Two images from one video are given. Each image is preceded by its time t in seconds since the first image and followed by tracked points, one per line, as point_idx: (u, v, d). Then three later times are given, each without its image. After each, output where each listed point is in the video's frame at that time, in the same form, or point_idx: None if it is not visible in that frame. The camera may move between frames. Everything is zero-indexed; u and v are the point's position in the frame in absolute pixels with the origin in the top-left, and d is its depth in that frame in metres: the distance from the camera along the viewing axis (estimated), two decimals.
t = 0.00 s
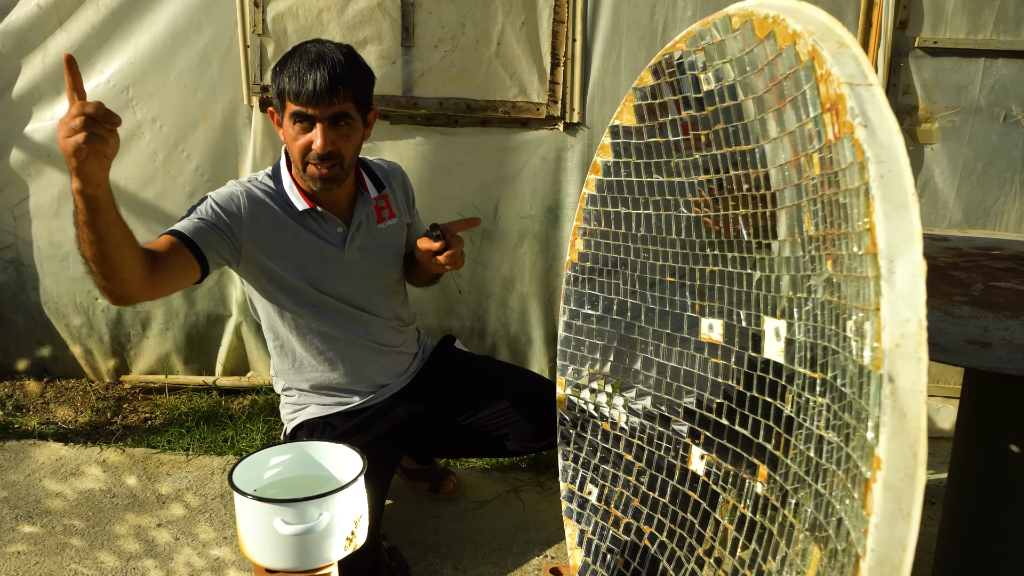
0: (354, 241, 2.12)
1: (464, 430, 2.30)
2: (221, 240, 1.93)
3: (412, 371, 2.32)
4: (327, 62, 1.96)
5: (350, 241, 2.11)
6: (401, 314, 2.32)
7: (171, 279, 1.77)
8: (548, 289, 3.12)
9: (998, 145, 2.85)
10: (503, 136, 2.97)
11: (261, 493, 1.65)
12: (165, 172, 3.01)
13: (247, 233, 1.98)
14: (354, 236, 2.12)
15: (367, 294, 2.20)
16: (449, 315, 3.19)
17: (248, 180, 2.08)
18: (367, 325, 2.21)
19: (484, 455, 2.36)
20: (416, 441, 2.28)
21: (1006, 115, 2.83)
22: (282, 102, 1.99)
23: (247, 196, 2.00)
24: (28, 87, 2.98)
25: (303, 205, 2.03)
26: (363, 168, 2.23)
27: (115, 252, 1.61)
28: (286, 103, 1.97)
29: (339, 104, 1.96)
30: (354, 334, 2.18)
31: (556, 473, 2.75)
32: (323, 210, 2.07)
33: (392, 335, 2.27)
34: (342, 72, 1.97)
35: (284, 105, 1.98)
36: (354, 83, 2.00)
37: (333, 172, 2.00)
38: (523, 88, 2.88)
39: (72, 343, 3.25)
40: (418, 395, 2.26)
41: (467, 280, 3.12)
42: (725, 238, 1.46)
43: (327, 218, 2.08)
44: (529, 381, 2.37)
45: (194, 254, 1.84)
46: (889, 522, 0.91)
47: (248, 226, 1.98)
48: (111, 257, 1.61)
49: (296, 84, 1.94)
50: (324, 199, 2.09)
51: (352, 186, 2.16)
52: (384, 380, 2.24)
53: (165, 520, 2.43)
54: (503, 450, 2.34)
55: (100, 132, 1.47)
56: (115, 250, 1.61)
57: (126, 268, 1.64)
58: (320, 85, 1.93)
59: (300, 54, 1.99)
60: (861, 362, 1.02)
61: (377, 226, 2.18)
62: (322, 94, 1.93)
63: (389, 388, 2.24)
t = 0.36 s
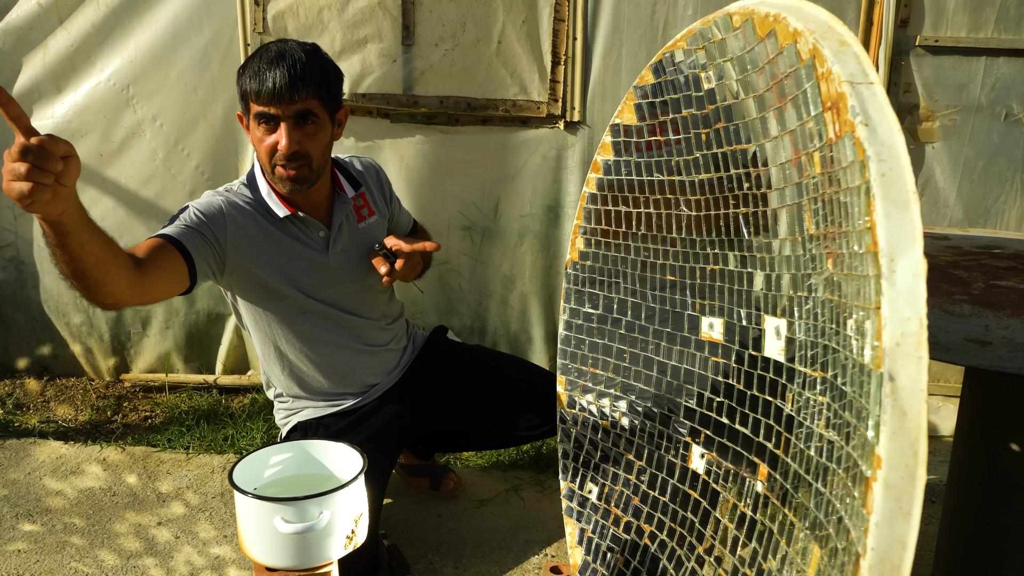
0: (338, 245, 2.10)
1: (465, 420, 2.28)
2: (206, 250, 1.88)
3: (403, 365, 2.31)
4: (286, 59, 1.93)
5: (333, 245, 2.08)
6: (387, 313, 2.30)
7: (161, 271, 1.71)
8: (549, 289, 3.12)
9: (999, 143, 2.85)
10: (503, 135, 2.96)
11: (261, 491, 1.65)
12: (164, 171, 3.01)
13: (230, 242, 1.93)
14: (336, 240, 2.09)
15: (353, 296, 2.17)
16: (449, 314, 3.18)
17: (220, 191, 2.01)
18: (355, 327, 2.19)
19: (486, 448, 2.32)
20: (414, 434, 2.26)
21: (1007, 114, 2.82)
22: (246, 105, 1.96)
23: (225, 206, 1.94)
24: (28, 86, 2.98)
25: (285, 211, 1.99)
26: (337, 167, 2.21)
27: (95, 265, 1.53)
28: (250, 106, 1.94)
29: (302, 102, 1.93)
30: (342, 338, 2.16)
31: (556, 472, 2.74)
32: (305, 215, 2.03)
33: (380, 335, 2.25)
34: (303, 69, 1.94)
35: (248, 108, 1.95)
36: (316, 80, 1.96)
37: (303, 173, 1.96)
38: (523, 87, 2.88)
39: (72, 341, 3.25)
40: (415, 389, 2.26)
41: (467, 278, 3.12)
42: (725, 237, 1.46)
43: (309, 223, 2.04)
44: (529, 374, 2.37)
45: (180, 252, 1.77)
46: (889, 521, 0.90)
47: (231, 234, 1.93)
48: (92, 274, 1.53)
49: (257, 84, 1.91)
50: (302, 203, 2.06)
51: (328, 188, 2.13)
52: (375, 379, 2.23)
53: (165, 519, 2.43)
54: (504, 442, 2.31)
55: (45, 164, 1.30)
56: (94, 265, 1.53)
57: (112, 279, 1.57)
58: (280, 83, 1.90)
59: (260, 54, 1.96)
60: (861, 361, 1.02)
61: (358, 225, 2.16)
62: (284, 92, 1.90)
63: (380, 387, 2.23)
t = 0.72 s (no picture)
0: (332, 244, 2.09)
1: (460, 417, 2.31)
2: (192, 245, 1.86)
3: (397, 364, 2.29)
4: (294, 62, 1.92)
5: (327, 245, 2.07)
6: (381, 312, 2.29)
7: (124, 248, 1.68)
8: (549, 288, 3.12)
9: (999, 143, 2.85)
10: (503, 134, 2.96)
11: (261, 490, 1.65)
12: (165, 170, 3.01)
13: (218, 237, 1.91)
14: (329, 240, 2.08)
15: (346, 295, 2.16)
16: (449, 313, 3.19)
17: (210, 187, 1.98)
18: (348, 327, 2.18)
19: (483, 440, 2.36)
20: (410, 433, 2.28)
21: (1007, 113, 2.82)
22: (249, 106, 1.92)
23: (215, 202, 1.92)
24: (28, 85, 2.97)
25: (275, 212, 1.97)
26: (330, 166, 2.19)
27: (31, 236, 1.50)
28: (256, 108, 1.91)
29: (312, 105, 1.93)
30: (336, 337, 2.15)
31: (556, 471, 2.74)
32: (297, 216, 2.01)
33: (373, 334, 2.24)
34: (311, 71, 1.94)
35: (251, 109, 1.92)
36: (322, 83, 1.97)
37: (309, 176, 1.96)
38: (523, 86, 2.88)
39: (72, 340, 3.25)
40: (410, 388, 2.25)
41: (467, 277, 3.13)
42: (726, 237, 1.46)
43: (301, 224, 2.03)
44: (526, 365, 2.37)
45: (152, 233, 1.75)
46: (889, 520, 0.91)
47: (219, 229, 1.91)
48: (34, 245, 1.50)
49: (265, 86, 1.89)
50: (294, 205, 2.04)
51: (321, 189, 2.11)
52: (370, 378, 2.22)
53: (165, 518, 2.43)
54: (501, 432, 2.35)
55: None
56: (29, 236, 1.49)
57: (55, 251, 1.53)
58: (291, 85, 1.89)
59: (264, 55, 1.94)
60: (862, 360, 1.02)
61: (351, 224, 2.15)
62: (294, 96, 1.89)
63: (375, 387, 2.22)
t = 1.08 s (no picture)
0: (336, 239, 2.09)
1: (458, 418, 2.31)
2: (196, 243, 1.86)
3: (397, 365, 2.28)
4: (323, 68, 1.90)
5: (331, 239, 2.07)
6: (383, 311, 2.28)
7: (129, 247, 1.68)
8: (548, 287, 3.12)
9: (999, 142, 2.85)
10: (503, 132, 2.96)
11: (261, 489, 1.65)
12: (165, 168, 3.01)
13: (221, 235, 1.91)
14: (334, 234, 2.08)
15: (350, 293, 2.16)
16: (448, 312, 3.19)
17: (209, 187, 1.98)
18: (352, 325, 2.17)
19: (480, 441, 2.36)
20: (409, 433, 2.28)
21: (1007, 112, 2.82)
22: (275, 109, 1.89)
23: (219, 199, 1.92)
24: (28, 83, 2.97)
25: (279, 207, 1.97)
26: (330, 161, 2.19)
27: (43, 222, 1.49)
28: (283, 111, 1.88)
29: (338, 111, 1.93)
30: (339, 335, 2.15)
31: (556, 470, 2.75)
32: (301, 210, 2.01)
33: (376, 333, 2.24)
34: (338, 77, 1.93)
35: (277, 112, 1.89)
36: (346, 89, 1.96)
37: (325, 180, 1.96)
38: (523, 84, 2.88)
39: (72, 339, 3.25)
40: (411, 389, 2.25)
41: (467, 276, 3.13)
42: (725, 236, 1.46)
43: (305, 219, 2.03)
44: (526, 367, 2.37)
45: (156, 232, 1.75)
46: (889, 520, 0.90)
47: (223, 227, 1.91)
48: (43, 235, 1.50)
49: (297, 92, 1.86)
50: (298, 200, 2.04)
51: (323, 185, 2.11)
52: (372, 378, 2.22)
53: (164, 516, 2.43)
54: (498, 434, 2.35)
55: None
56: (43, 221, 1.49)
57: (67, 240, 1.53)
58: (320, 93, 1.87)
59: (292, 58, 1.90)
60: (862, 359, 1.02)
61: (354, 218, 2.16)
62: (324, 104, 1.88)
63: (377, 386, 2.21)
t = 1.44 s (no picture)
0: (341, 235, 2.09)
1: (456, 415, 2.31)
2: (202, 234, 1.85)
3: (398, 362, 2.29)
4: (308, 53, 1.90)
5: (337, 235, 2.07)
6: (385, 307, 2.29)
7: (132, 234, 1.66)
8: (548, 282, 3.12)
9: (999, 138, 2.85)
10: (503, 128, 2.96)
11: (260, 484, 1.66)
12: (164, 163, 3.00)
13: (228, 227, 1.90)
14: (340, 230, 2.08)
15: (354, 288, 2.16)
16: (448, 307, 3.19)
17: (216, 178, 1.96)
18: (355, 320, 2.17)
19: (475, 437, 2.38)
20: (408, 430, 2.29)
21: (1008, 108, 2.82)
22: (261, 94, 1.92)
23: (226, 191, 1.91)
24: (28, 78, 2.96)
25: (286, 200, 1.96)
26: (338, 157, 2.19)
27: (44, 212, 1.47)
28: (265, 95, 1.90)
29: (319, 95, 1.90)
30: (343, 330, 2.15)
31: (556, 465, 2.75)
32: (308, 205, 2.01)
33: (378, 329, 2.24)
34: (323, 62, 1.91)
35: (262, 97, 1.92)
36: (335, 76, 1.93)
37: (307, 167, 1.93)
38: (523, 80, 2.88)
39: (71, 334, 3.25)
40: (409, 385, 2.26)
41: (467, 272, 3.12)
42: (725, 232, 1.46)
43: (312, 213, 2.03)
44: (525, 364, 2.38)
45: (162, 222, 1.74)
46: (887, 515, 0.91)
47: (230, 219, 1.90)
48: (46, 223, 1.48)
49: (275, 74, 1.88)
50: (305, 195, 2.04)
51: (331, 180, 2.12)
52: (373, 374, 2.22)
53: (164, 511, 2.43)
54: (493, 430, 2.36)
55: None
56: (43, 210, 1.47)
57: (68, 229, 1.51)
58: (301, 75, 1.87)
59: (283, 46, 1.93)
60: (861, 355, 1.02)
61: (361, 215, 2.16)
62: (306, 86, 1.87)
63: (378, 382, 2.22)
